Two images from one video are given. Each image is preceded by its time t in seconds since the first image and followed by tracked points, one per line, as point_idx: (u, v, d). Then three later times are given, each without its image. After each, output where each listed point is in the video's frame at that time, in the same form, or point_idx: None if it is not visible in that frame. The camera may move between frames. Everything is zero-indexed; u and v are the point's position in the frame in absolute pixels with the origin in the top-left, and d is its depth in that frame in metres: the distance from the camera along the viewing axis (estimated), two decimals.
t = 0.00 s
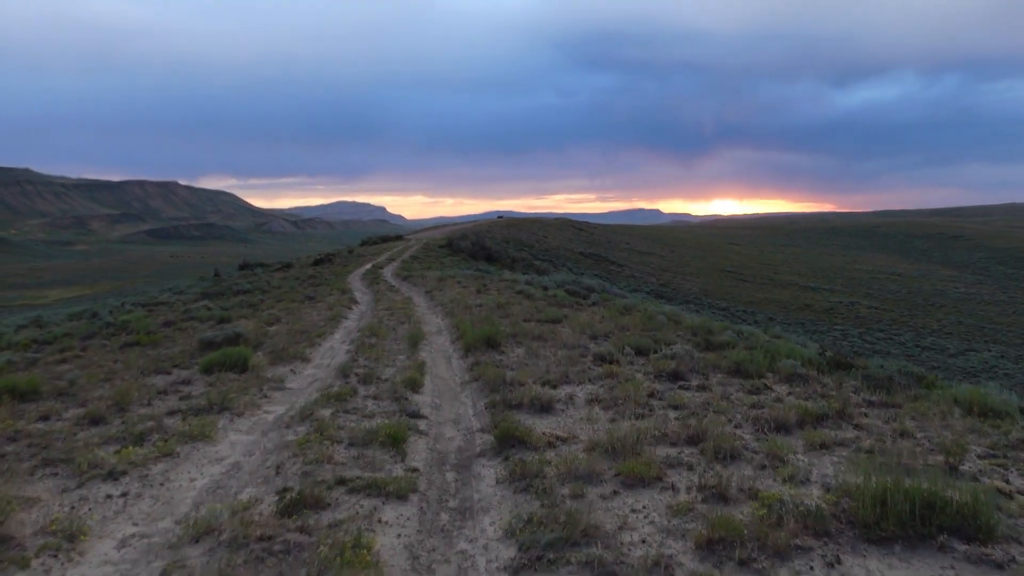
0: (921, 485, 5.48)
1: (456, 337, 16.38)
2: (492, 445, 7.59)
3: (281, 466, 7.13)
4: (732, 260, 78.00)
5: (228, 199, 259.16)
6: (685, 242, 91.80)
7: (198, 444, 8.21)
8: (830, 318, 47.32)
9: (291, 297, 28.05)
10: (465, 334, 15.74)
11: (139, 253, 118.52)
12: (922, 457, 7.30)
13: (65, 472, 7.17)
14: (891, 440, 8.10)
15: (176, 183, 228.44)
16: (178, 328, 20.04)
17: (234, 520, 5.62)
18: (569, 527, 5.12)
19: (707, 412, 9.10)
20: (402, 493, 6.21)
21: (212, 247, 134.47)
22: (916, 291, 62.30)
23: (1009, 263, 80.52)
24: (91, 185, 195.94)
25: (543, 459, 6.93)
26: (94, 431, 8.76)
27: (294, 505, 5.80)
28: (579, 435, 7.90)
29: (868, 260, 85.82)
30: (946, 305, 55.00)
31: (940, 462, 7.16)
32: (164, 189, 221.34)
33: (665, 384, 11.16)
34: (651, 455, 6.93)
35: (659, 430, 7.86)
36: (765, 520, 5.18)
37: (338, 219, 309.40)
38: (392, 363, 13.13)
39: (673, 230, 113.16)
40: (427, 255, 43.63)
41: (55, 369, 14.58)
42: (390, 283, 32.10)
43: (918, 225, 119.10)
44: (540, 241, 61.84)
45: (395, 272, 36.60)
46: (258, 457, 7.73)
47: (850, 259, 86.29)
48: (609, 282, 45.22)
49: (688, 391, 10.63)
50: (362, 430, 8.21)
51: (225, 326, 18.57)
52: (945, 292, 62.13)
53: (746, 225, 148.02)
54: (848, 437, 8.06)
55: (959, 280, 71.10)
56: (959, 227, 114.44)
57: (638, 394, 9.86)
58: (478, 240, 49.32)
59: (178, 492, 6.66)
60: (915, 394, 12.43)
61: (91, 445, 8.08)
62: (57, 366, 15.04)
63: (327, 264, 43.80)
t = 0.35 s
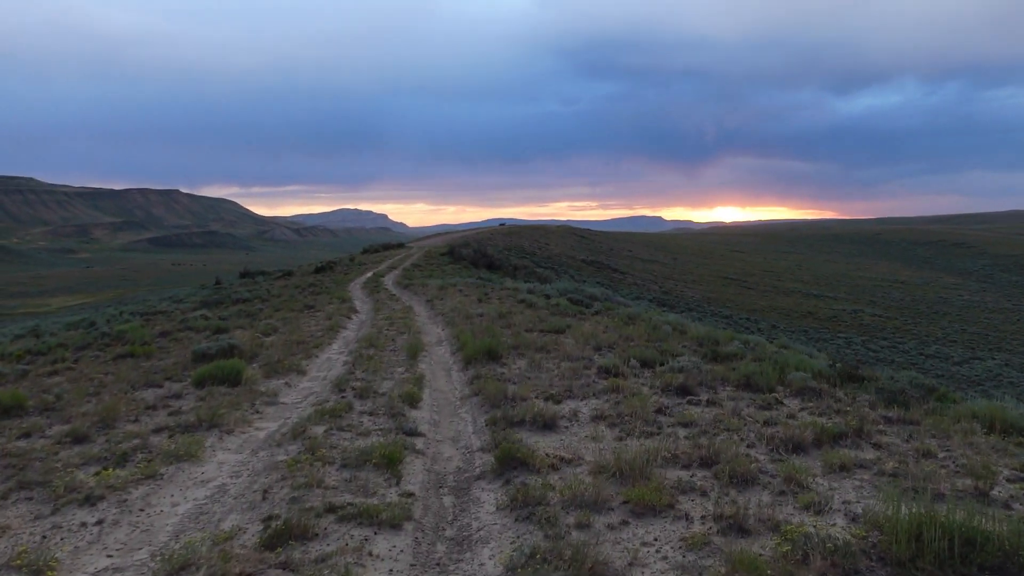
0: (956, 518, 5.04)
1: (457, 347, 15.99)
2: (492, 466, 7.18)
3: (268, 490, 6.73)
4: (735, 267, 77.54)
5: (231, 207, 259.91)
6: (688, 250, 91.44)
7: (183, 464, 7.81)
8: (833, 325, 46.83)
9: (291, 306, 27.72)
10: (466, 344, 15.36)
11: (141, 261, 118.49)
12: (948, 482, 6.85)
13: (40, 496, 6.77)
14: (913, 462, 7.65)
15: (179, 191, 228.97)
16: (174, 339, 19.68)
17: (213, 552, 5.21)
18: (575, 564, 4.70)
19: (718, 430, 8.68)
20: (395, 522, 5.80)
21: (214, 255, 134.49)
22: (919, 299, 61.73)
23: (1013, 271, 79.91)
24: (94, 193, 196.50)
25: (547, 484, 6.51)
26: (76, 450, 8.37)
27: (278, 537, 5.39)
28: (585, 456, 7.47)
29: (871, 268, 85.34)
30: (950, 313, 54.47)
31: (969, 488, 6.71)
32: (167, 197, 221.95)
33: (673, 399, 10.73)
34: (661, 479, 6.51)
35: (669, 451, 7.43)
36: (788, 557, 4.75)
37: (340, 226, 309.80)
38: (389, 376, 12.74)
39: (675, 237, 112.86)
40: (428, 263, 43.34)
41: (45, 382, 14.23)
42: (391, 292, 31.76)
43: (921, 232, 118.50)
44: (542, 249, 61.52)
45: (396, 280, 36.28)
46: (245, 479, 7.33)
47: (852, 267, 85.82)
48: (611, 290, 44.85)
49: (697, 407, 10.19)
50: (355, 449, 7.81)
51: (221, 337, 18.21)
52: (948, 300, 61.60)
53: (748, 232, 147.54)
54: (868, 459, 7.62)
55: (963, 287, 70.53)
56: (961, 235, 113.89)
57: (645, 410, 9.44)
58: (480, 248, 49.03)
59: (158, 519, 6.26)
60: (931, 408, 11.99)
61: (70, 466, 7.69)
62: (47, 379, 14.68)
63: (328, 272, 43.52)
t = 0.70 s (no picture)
0: (1006, 545, 4.62)
1: (459, 354, 15.58)
2: (499, 482, 6.75)
3: (259, 508, 6.29)
4: (737, 274, 77.10)
5: (234, 211, 260.33)
6: (690, 256, 91.08)
7: (170, 477, 7.38)
8: (836, 332, 46.38)
9: (291, 310, 27.36)
10: (468, 350, 14.95)
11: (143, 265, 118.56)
12: (985, 501, 6.43)
13: (15, 511, 6.36)
14: (945, 479, 7.21)
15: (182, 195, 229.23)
16: (169, 344, 19.27)
17: None
18: None
19: (736, 443, 8.24)
20: (394, 544, 5.37)
21: (217, 261, 134.49)
22: (922, 306, 61.17)
23: (1016, 278, 79.28)
24: (97, 197, 196.82)
25: (557, 503, 6.08)
26: (59, 461, 7.96)
27: (267, 562, 4.96)
28: (597, 471, 7.04)
29: (873, 274, 84.92)
30: (954, 320, 54.03)
31: (1009, 508, 6.27)
32: (169, 202, 222.22)
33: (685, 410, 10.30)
34: (679, 498, 6.09)
35: (686, 466, 6.99)
36: None
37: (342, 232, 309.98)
38: (390, 383, 12.33)
39: (677, 243, 112.61)
40: (430, 267, 42.99)
41: (36, 387, 13.84)
42: (393, 297, 31.40)
43: (923, 239, 117.86)
44: (545, 255, 61.19)
45: (398, 285, 35.93)
46: (235, 494, 6.90)
47: (854, 273, 85.44)
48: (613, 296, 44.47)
49: (710, 418, 9.75)
50: (353, 462, 7.39)
51: (218, 342, 17.82)
52: (951, 306, 61.16)
53: (750, 239, 146.98)
54: (897, 476, 7.18)
55: (966, 295, 69.93)
56: (962, 242, 113.43)
57: (657, 422, 9.02)
58: (482, 253, 48.68)
59: (140, 539, 5.83)
60: (950, 419, 11.54)
61: (50, 478, 7.27)
62: (38, 384, 14.29)
63: (329, 276, 43.16)
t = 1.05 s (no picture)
0: None
1: (461, 359, 15.17)
2: (505, 499, 6.35)
3: (248, 531, 5.87)
4: (738, 275, 76.70)
5: (235, 214, 260.37)
6: (691, 257, 90.70)
7: (157, 495, 6.98)
8: (838, 332, 45.96)
9: (289, 314, 26.97)
10: (471, 355, 14.55)
11: (143, 268, 118.42)
12: None
13: None
14: (979, 493, 6.78)
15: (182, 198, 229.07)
16: (165, 349, 18.88)
17: None
18: None
19: (754, 454, 7.82)
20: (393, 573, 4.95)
21: (217, 263, 134.31)
22: (924, 305, 60.72)
23: (1017, 278, 78.79)
24: (98, 200, 196.81)
25: (568, 525, 5.67)
26: (40, 478, 7.55)
27: None
28: (609, 488, 6.63)
29: (874, 274, 84.44)
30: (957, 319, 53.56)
31: None
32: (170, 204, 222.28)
33: (697, 419, 9.89)
34: (700, 519, 5.67)
35: (704, 482, 6.58)
36: None
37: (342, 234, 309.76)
38: (390, 390, 11.91)
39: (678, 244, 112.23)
40: (431, 270, 42.62)
41: (27, 395, 13.47)
42: (393, 300, 31.03)
43: (924, 239, 117.44)
44: (546, 256, 60.82)
45: (398, 288, 35.55)
46: (225, 514, 6.49)
47: (854, 273, 85.03)
48: (615, 297, 44.07)
49: (724, 428, 9.33)
50: (350, 478, 6.97)
51: (215, 348, 17.41)
52: (953, 306, 60.72)
53: (749, 239, 146.49)
54: (928, 491, 6.76)
55: (967, 294, 69.50)
56: (963, 241, 112.97)
57: (670, 432, 8.60)
58: (483, 255, 48.27)
59: (120, 566, 5.41)
60: (970, 425, 11.12)
61: (30, 497, 6.86)
62: (29, 392, 13.91)
63: (330, 279, 42.79)
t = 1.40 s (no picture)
0: None
1: (461, 361, 14.74)
2: (507, 517, 5.91)
3: (230, 552, 5.42)
4: (740, 275, 76.25)
5: (236, 214, 260.32)
6: (692, 257, 90.29)
7: (136, 508, 6.52)
8: (840, 333, 45.53)
9: (287, 315, 26.57)
10: (471, 357, 14.13)
11: (144, 268, 118.14)
12: None
13: None
14: (1013, 509, 6.35)
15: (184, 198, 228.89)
16: (159, 351, 18.45)
17: None
18: None
19: (770, 466, 7.39)
20: None
21: (218, 263, 134.01)
22: (926, 306, 60.26)
23: (1019, 278, 78.27)
24: (99, 199, 196.66)
25: (576, 546, 5.23)
26: (11, 490, 7.08)
27: None
28: (618, 505, 6.19)
29: (876, 275, 83.96)
30: (960, 320, 53.08)
31: None
32: (171, 204, 222.03)
33: (708, 426, 9.44)
34: (718, 540, 5.23)
35: (721, 498, 6.15)
36: None
37: (344, 234, 309.55)
38: (387, 394, 11.49)
39: (679, 245, 111.78)
40: (432, 270, 42.19)
41: (13, 398, 13.04)
42: (393, 300, 30.64)
43: (925, 239, 116.98)
44: (547, 256, 60.43)
45: (398, 288, 35.14)
46: (206, 531, 6.05)
47: (855, 274, 84.53)
48: (616, 298, 43.66)
49: (735, 437, 8.90)
50: (341, 492, 6.52)
51: (210, 349, 17.01)
52: (955, 307, 60.25)
53: (750, 240, 145.97)
54: (961, 508, 6.30)
55: (969, 295, 69.08)
56: (964, 242, 112.43)
57: (681, 441, 8.17)
58: (484, 255, 47.85)
59: None
60: (989, 432, 10.68)
61: (0, 510, 6.40)
62: (15, 394, 13.50)
63: (330, 279, 42.37)
